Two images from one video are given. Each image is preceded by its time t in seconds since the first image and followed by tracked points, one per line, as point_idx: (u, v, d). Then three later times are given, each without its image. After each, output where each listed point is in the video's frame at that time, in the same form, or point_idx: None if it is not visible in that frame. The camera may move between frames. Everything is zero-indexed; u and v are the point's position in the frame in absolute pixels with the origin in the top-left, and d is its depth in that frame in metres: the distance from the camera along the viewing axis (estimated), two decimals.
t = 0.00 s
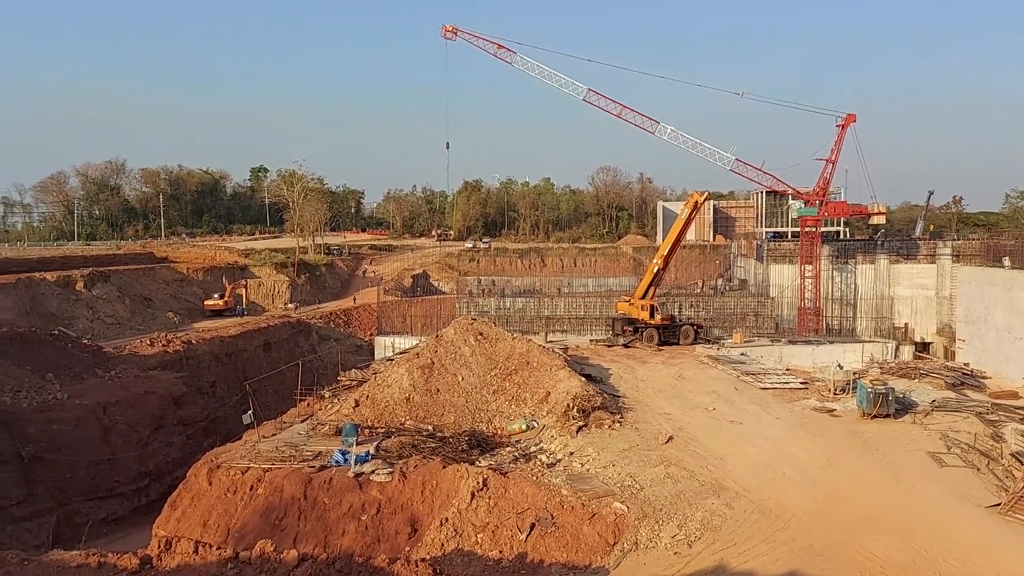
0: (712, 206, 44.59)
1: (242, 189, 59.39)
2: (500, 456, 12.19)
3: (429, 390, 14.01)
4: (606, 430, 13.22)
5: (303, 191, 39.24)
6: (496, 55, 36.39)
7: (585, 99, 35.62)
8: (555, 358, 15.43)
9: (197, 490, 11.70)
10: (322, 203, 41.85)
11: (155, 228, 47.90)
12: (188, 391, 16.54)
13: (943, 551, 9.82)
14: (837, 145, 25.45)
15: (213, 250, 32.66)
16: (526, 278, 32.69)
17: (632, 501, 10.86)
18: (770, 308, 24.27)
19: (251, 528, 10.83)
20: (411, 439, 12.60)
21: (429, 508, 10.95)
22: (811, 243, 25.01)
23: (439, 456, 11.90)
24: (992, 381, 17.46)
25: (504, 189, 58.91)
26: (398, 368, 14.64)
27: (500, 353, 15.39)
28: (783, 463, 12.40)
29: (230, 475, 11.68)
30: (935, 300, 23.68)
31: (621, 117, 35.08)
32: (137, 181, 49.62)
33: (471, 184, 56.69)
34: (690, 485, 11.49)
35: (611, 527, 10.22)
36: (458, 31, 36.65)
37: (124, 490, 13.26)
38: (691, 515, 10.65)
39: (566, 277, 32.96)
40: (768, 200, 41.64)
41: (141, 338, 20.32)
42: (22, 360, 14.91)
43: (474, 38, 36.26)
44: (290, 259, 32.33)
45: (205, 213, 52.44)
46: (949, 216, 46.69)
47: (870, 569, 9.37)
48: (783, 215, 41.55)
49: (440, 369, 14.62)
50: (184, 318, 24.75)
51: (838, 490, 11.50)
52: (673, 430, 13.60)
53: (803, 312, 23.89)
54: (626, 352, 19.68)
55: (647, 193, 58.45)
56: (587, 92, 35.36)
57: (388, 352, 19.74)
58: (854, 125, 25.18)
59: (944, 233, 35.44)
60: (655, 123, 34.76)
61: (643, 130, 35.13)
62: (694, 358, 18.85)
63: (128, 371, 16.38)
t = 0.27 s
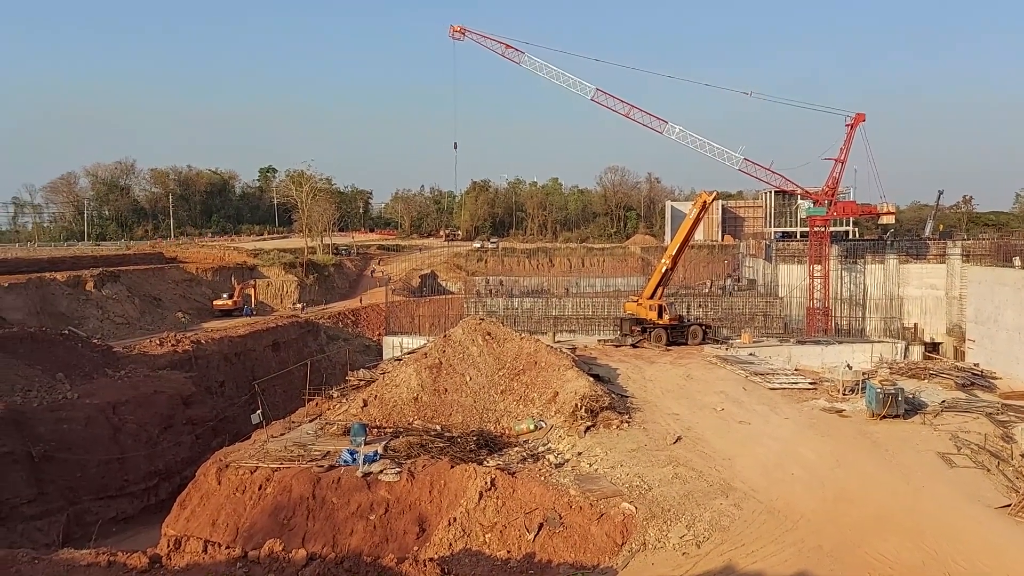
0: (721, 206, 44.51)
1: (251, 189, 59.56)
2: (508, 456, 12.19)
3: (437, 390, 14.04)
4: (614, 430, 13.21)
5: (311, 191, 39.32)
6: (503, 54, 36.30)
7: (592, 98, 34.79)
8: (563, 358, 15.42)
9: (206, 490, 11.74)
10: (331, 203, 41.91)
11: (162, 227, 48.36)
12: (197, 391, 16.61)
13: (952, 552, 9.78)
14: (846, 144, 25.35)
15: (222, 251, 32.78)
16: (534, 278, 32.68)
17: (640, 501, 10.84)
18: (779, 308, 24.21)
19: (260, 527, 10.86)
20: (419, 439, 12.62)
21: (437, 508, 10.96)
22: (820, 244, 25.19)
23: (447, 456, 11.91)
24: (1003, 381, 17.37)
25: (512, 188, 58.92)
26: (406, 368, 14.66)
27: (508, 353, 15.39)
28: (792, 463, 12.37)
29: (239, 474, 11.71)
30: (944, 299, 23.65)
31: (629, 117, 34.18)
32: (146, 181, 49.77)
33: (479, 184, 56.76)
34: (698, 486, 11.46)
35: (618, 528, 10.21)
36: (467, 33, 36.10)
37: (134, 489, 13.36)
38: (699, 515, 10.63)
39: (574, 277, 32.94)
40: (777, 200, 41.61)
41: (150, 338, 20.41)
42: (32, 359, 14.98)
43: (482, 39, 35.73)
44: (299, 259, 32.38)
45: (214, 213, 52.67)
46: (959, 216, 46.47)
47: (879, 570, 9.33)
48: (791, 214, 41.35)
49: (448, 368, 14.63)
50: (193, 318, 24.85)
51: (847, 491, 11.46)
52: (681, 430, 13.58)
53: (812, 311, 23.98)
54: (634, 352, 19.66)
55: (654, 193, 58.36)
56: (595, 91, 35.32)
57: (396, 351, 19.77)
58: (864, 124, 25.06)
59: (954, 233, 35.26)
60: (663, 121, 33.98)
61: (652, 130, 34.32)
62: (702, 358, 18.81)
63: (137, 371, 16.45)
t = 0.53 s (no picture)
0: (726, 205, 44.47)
1: (256, 189, 59.61)
2: (513, 455, 12.19)
3: (442, 389, 14.05)
4: (619, 429, 13.20)
5: (316, 191, 39.36)
6: (508, 54, 36.31)
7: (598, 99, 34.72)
8: (568, 357, 15.41)
9: (212, 489, 11.76)
10: (336, 203, 41.94)
11: (169, 227, 48.43)
12: (203, 390, 16.65)
13: (958, 551, 9.76)
14: (852, 142, 25.30)
15: (227, 250, 32.84)
16: (539, 277, 32.67)
17: (645, 500, 10.84)
18: (784, 307, 24.19)
19: (266, 526, 10.88)
20: (424, 438, 12.63)
21: (442, 507, 10.97)
22: (825, 242, 24.92)
23: (453, 455, 11.92)
24: (1010, 380, 17.32)
25: (516, 188, 58.91)
26: (411, 367, 14.67)
27: (513, 352, 15.39)
28: (797, 462, 12.35)
29: (245, 473, 11.73)
30: (951, 298, 23.64)
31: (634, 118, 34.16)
32: (152, 181, 49.87)
33: (484, 184, 56.79)
34: (704, 485, 11.45)
35: (624, 527, 10.20)
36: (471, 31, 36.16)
37: (140, 488, 13.41)
38: (705, 515, 10.61)
39: (579, 276, 32.93)
40: (783, 199, 41.58)
41: (156, 338, 20.46)
42: (39, 358, 15.02)
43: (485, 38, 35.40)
44: (304, 258, 32.41)
45: (219, 212, 52.78)
46: (965, 215, 46.38)
47: (885, 569, 9.31)
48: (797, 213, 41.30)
49: (453, 367, 14.64)
50: (199, 317, 24.89)
51: (853, 490, 11.44)
52: (686, 429, 13.56)
53: (817, 309, 23.87)
54: (640, 351, 19.65)
55: (660, 192, 58.30)
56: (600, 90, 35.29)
57: (401, 351, 19.80)
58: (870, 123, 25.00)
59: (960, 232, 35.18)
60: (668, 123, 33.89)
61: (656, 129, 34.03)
62: (707, 357, 18.79)
63: (143, 370, 16.50)
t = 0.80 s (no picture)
0: (734, 204, 44.44)
1: (265, 188, 59.82)
2: (520, 454, 12.20)
3: (450, 388, 14.07)
4: (627, 428, 13.20)
5: (324, 190, 39.47)
6: (515, 53, 36.34)
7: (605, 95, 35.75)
8: (576, 356, 15.42)
9: (220, 487, 11.79)
10: (344, 202, 42.04)
11: (177, 227, 48.66)
12: (211, 389, 16.71)
13: (967, 551, 9.73)
14: (861, 141, 25.25)
15: (236, 250, 32.96)
16: (547, 276, 32.68)
17: (653, 500, 10.82)
18: (793, 306, 24.15)
19: (274, 525, 10.90)
20: (431, 437, 12.64)
21: (450, 505, 10.97)
22: (834, 241, 25.02)
23: (460, 454, 11.93)
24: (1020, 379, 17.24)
25: (524, 187, 58.93)
26: (419, 366, 14.70)
27: (520, 351, 15.40)
28: (805, 462, 12.32)
29: (253, 472, 11.76)
30: (960, 297, 23.77)
31: (643, 116, 35.52)
32: (160, 180, 50.09)
33: (491, 183, 56.85)
34: (712, 484, 11.43)
35: (631, 526, 10.18)
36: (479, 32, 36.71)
37: (148, 487, 13.47)
38: (713, 514, 10.59)
39: (587, 275, 32.93)
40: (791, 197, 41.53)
41: (165, 337, 20.54)
42: (49, 357, 15.07)
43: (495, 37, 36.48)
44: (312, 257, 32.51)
45: (228, 212, 53.01)
46: (974, 213, 46.22)
47: (894, 569, 9.29)
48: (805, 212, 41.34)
49: (461, 366, 14.66)
50: (207, 317, 24.98)
51: (861, 490, 11.41)
52: (694, 428, 13.55)
53: (826, 309, 24.03)
54: (647, 350, 19.63)
55: (667, 191, 58.26)
56: (607, 89, 35.27)
57: (408, 350, 19.84)
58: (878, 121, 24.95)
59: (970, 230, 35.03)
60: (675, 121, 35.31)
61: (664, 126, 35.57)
62: (715, 356, 18.77)
63: (152, 369, 16.57)
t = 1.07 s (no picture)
0: (743, 202, 44.35)
1: (273, 187, 59.97)
2: (529, 452, 12.21)
3: (458, 386, 14.09)
4: (636, 427, 13.19)
5: (333, 189, 39.57)
6: (524, 52, 36.36)
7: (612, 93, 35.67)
8: (584, 355, 15.41)
9: (230, 485, 11.83)
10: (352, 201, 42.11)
11: (186, 226, 48.89)
12: (221, 387, 16.77)
13: (977, 550, 9.69)
14: (870, 139, 25.14)
15: (245, 249, 33.08)
16: (555, 274, 32.67)
17: (662, 499, 10.81)
18: (802, 305, 24.08)
19: (283, 523, 10.94)
20: (440, 436, 12.66)
21: (459, 504, 10.98)
22: (843, 240, 25.25)
23: (469, 452, 11.94)
24: None
25: (532, 185, 58.91)
26: (428, 365, 14.72)
27: (529, 350, 15.40)
28: (815, 461, 12.28)
29: (262, 470, 11.80)
30: (971, 295, 23.36)
31: (651, 114, 35.42)
32: (170, 179, 50.32)
33: (499, 182, 56.89)
34: (721, 483, 11.41)
35: (640, 525, 10.17)
36: (487, 29, 36.40)
37: (158, 485, 13.53)
38: (722, 513, 10.57)
39: (595, 274, 32.90)
40: (800, 195, 41.41)
41: (174, 335, 20.64)
42: (59, 356, 15.15)
43: (504, 36, 36.11)
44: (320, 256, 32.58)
45: (237, 211, 53.22)
46: (985, 210, 45.99)
47: (904, 568, 9.26)
48: (814, 210, 41.35)
49: (469, 365, 14.67)
50: (216, 315, 25.08)
51: (871, 488, 11.38)
52: (703, 427, 13.52)
53: (835, 307, 24.16)
54: (656, 348, 19.61)
55: (676, 189, 58.16)
56: (616, 87, 35.19)
57: (417, 349, 19.87)
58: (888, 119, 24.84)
59: (980, 228, 34.84)
60: (683, 118, 35.12)
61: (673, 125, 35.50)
62: (724, 355, 18.74)
63: (162, 368, 16.65)
